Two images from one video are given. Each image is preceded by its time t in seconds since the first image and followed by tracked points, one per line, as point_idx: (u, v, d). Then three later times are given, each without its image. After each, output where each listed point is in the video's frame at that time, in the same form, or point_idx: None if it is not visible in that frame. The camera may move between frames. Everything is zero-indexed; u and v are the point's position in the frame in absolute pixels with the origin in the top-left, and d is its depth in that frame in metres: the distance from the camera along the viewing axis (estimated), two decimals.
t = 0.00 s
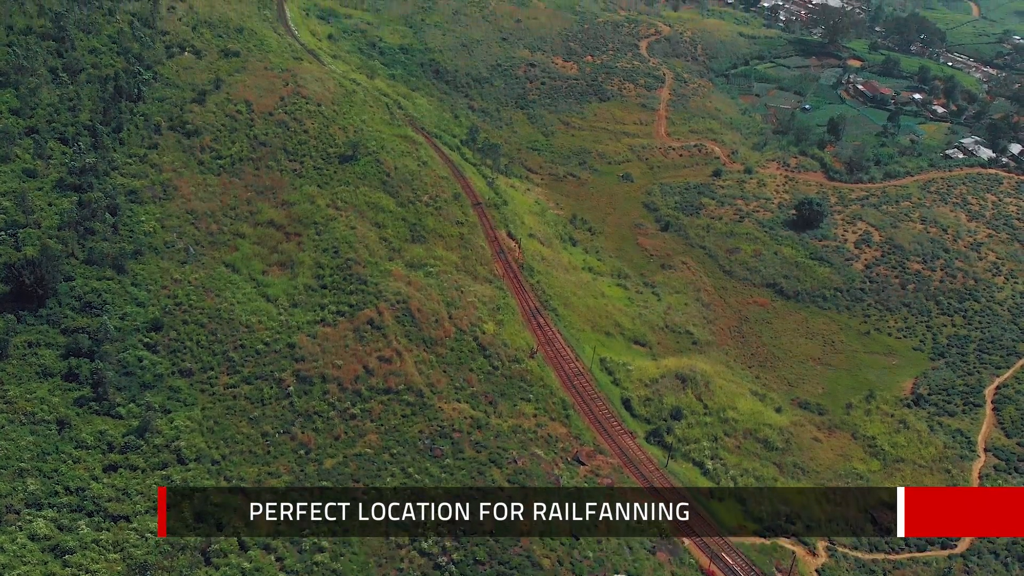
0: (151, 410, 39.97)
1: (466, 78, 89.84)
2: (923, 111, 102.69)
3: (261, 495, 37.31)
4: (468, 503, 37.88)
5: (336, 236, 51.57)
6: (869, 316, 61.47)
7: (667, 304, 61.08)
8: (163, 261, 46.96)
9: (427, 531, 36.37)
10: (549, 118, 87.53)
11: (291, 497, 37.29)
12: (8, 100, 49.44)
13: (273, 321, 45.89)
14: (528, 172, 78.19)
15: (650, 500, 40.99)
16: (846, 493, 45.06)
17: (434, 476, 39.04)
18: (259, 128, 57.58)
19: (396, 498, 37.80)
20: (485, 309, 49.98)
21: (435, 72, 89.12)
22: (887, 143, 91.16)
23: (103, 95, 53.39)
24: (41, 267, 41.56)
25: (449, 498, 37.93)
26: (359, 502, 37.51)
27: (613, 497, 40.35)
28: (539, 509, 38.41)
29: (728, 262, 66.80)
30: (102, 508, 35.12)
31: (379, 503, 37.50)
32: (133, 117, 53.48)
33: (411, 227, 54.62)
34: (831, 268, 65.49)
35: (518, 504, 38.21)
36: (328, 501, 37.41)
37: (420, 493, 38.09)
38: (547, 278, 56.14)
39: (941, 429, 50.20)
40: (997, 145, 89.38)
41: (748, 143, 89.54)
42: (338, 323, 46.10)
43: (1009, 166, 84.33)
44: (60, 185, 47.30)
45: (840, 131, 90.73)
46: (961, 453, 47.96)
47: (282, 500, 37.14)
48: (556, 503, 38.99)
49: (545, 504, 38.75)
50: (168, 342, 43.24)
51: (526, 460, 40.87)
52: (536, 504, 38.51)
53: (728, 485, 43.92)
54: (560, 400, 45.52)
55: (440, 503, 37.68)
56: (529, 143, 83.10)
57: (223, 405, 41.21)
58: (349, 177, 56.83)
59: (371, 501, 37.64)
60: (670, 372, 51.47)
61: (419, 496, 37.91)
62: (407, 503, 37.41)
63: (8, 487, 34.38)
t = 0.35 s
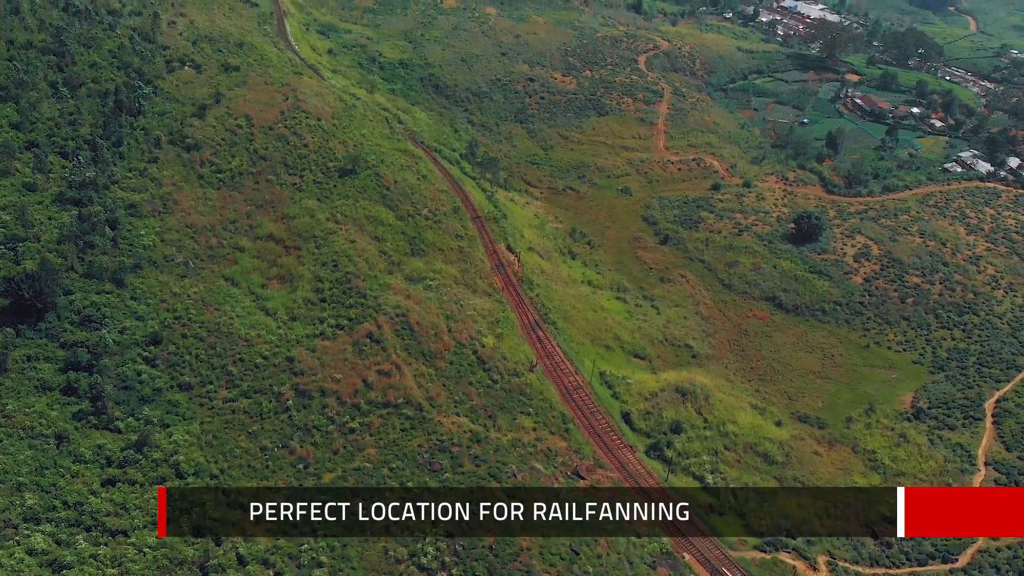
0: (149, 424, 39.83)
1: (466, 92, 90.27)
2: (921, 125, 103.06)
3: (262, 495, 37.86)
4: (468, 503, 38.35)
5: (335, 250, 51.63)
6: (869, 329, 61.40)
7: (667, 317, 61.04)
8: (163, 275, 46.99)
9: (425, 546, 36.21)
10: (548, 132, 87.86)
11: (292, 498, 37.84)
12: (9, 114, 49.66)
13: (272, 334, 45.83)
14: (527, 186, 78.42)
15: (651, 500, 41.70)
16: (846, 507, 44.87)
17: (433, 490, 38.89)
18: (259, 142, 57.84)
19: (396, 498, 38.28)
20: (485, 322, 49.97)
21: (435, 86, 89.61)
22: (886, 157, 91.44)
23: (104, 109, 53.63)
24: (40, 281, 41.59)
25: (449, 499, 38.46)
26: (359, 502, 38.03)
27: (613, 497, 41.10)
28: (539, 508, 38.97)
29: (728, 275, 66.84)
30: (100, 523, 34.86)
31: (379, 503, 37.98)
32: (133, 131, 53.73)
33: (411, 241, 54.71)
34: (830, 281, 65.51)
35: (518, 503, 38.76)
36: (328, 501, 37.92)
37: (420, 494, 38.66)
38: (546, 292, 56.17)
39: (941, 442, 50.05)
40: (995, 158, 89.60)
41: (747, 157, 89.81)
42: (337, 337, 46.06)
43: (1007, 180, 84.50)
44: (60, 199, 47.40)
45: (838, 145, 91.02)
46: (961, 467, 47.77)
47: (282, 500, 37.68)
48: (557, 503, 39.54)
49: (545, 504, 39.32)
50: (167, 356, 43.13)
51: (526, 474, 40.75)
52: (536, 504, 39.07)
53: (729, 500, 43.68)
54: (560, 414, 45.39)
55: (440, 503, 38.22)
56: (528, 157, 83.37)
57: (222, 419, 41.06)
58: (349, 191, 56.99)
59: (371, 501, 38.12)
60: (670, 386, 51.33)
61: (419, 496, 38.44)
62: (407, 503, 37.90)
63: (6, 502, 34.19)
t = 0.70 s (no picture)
0: (148, 438, 39.68)
1: (466, 107, 90.73)
2: (920, 139, 103.40)
3: (262, 495, 38.28)
4: (468, 504, 39.08)
5: (335, 264, 51.70)
6: (869, 343, 61.30)
7: (667, 331, 61.00)
8: (162, 289, 46.99)
9: (425, 561, 36.17)
10: (548, 147, 88.17)
11: (291, 498, 38.18)
12: (10, 129, 49.87)
13: (272, 348, 45.74)
14: (527, 199, 78.65)
15: (649, 501, 42.37)
16: (847, 521, 44.81)
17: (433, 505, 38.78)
18: (260, 157, 58.12)
19: (396, 499, 38.78)
20: (484, 336, 49.97)
21: (435, 101, 90.07)
22: (885, 171, 91.65)
23: (104, 124, 53.92)
24: (40, 295, 41.61)
25: (449, 499, 39.16)
26: (359, 502, 38.52)
27: (614, 498, 41.95)
28: (539, 508, 39.87)
29: (727, 289, 66.88)
30: (99, 537, 34.64)
31: (379, 503, 38.49)
32: (134, 145, 53.99)
33: (411, 254, 54.80)
34: (830, 295, 65.51)
35: (518, 504, 39.67)
36: (328, 501, 38.44)
37: (420, 511, 38.44)
38: (546, 305, 56.18)
39: (942, 457, 49.95)
40: (994, 172, 89.78)
41: (746, 171, 90.04)
42: (337, 351, 46.02)
43: (1006, 193, 84.61)
44: (60, 213, 47.51)
45: (837, 159, 91.29)
46: (962, 481, 47.73)
47: (281, 501, 38.02)
48: (556, 504, 40.48)
49: (545, 504, 40.22)
50: (166, 370, 42.98)
51: (526, 489, 40.67)
52: (536, 504, 39.99)
53: (729, 514, 43.50)
54: (560, 427, 45.28)
55: (440, 503, 38.89)
56: (528, 171, 83.66)
57: (220, 433, 40.87)
58: (349, 205, 57.15)
59: (371, 501, 38.61)
60: (670, 399, 51.20)
61: (418, 496, 39.03)
62: (407, 503, 38.46)
63: (4, 517, 34.06)
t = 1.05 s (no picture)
0: (147, 452, 39.55)
1: (465, 121, 91.10)
2: (918, 152, 103.82)
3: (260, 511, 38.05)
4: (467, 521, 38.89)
5: (334, 277, 51.77)
6: (869, 356, 61.20)
7: (666, 344, 60.94)
8: (162, 303, 46.99)
9: None
10: (547, 160, 88.46)
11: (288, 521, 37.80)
12: (11, 143, 50.04)
13: (271, 362, 45.66)
14: (526, 213, 78.86)
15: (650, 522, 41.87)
16: (847, 536, 44.71)
17: (432, 520, 38.70)
18: (260, 171, 58.34)
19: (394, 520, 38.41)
20: (484, 349, 49.95)
21: (435, 115, 90.51)
22: (884, 185, 91.89)
23: (105, 138, 54.15)
24: (39, 309, 41.61)
25: (449, 499, 39.76)
26: (357, 511, 38.67)
27: (614, 498, 42.78)
28: (539, 508, 40.64)
29: (726, 302, 66.88)
30: (97, 552, 34.49)
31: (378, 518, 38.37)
32: (134, 160, 54.22)
33: (410, 268, 54.86)
34: (829, 308, 65.46)
35: (518, 504, 40.40)
36: (326, 511, 38.54)
37: (420, 526, 38.31)
38: (546, 319, 56.18)
39: (943, 470, 49.77)
40: (993, 186, 90.02)
41: (745, 185, 90.24)
42: (336, 364, 45.96)
43: (1005, 207, 84.77)
44: (60, 227, 47.59)
45: (836, 173, 91.58)
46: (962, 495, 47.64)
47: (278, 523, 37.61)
48: (557, 504, 41.19)
49: (545, 513, 40.45)
50: (164, 384, 42.89)
51: (526, 503, 40.54)
52: (536, 504, 40.75)
53: (730, 528, 43.32)
54: (560, 441, 45.16)
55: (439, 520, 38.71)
56: (528, 185, 83.89)
57: (219, 447, 40.74)
58: (349, 219, 57.29)
59: (371, 501, 39.20)
60: (669, 413, 51.08)
61: (418, 497, 39.57)
62: (407, 503, 39.02)
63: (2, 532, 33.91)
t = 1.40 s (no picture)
0: (146, 466, 39.37)
1: (465, 135, 91.56)
2: (916, 166, 104.20)
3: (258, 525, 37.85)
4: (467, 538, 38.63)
5: (334, 291, 51.84)
6: (868, 370, 61.09)
7: (666, 358, 60.92)
8: (161, 317, 46.96)
9: None
10: (546, 174, 88.73)
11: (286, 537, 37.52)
12: (11, 157, 50.15)
13: (270, 376, 45.58)
14: (526, 227, 79.03)
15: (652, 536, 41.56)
16: (848, 550, 44.50)
17: (431, 535, 38.49)
18: (260, 185, 58.55)
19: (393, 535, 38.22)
20: (483, 362, 49.93)
21: (435, 129, 90.96)
22: (883, 198, 92.09)
23: (105, 152, 54.38)
24: (38, 322, 41.56)
25: (449, 513, 39.68)
26: (355, 526, 38.38)
27: (615, 512, 42.62)
28: (539, 508, 41.29)
29: (726, 316, 66.89)
30: (95, 567, 34.28)
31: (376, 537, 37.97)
32: (134, 174, 54.43)
33: (410, 281, 54.94)
34: (829, 322, 65.42)
35: (516, 515, 40.41)
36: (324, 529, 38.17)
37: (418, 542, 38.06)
38: (545, 332, 56.16)
39: (944, 485, 49.50)
40: (992, 199, 90.18)
41: (744, 198, 90.46)
42: (336, 378, 45.90)
43: (1004, 220, 84.90)
44: (59, 241, 47.65)
45: (835, 187, 91.89)
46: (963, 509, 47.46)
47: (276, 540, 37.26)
48: (556, 513, 41.26)
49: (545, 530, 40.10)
50: (163, 398, 42.79)
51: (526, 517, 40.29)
52: (536, 505, 41.43)
53: (731, 543, 43.08)
54: (559, 456, 45.04)
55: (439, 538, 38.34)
56: (527, 198, 84.12)
57: (218, 461, 40.57)
58: (349, 233, 57.43)
59: (372, 501, 39.73)
60: (669, 427, 50.96)
61: (418, 502, 39.89)
62: (407, 504, 39.62)
63: None
